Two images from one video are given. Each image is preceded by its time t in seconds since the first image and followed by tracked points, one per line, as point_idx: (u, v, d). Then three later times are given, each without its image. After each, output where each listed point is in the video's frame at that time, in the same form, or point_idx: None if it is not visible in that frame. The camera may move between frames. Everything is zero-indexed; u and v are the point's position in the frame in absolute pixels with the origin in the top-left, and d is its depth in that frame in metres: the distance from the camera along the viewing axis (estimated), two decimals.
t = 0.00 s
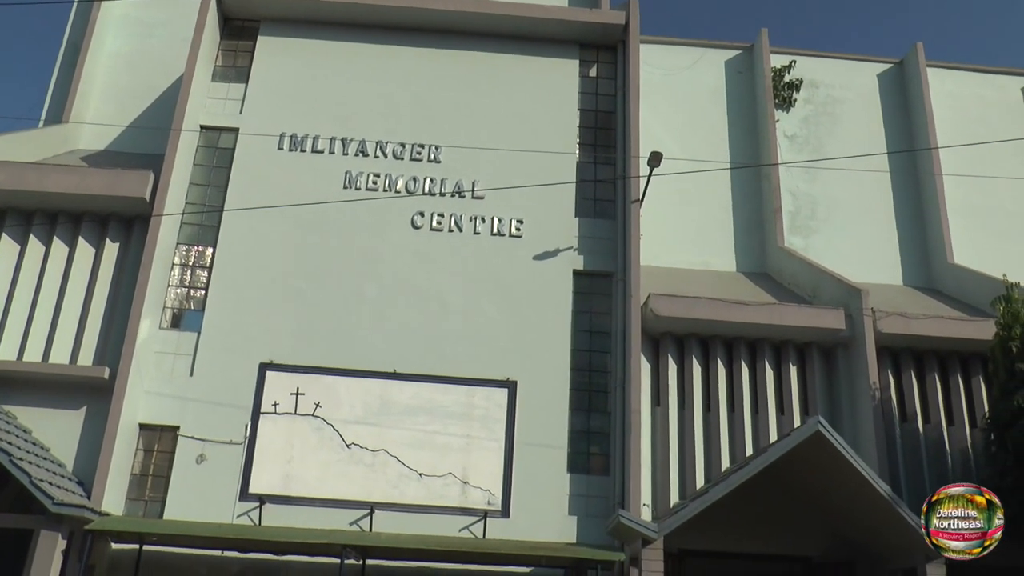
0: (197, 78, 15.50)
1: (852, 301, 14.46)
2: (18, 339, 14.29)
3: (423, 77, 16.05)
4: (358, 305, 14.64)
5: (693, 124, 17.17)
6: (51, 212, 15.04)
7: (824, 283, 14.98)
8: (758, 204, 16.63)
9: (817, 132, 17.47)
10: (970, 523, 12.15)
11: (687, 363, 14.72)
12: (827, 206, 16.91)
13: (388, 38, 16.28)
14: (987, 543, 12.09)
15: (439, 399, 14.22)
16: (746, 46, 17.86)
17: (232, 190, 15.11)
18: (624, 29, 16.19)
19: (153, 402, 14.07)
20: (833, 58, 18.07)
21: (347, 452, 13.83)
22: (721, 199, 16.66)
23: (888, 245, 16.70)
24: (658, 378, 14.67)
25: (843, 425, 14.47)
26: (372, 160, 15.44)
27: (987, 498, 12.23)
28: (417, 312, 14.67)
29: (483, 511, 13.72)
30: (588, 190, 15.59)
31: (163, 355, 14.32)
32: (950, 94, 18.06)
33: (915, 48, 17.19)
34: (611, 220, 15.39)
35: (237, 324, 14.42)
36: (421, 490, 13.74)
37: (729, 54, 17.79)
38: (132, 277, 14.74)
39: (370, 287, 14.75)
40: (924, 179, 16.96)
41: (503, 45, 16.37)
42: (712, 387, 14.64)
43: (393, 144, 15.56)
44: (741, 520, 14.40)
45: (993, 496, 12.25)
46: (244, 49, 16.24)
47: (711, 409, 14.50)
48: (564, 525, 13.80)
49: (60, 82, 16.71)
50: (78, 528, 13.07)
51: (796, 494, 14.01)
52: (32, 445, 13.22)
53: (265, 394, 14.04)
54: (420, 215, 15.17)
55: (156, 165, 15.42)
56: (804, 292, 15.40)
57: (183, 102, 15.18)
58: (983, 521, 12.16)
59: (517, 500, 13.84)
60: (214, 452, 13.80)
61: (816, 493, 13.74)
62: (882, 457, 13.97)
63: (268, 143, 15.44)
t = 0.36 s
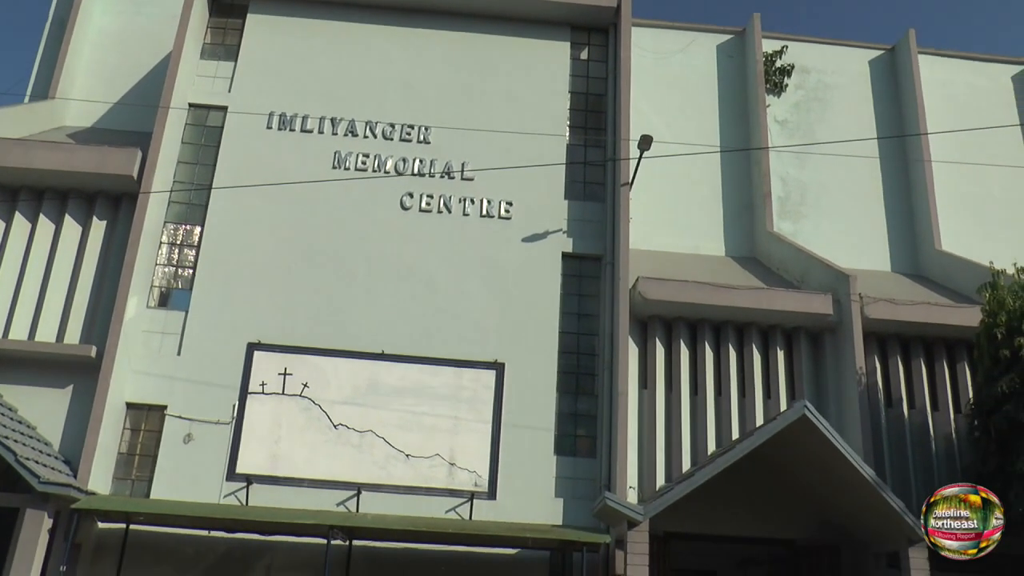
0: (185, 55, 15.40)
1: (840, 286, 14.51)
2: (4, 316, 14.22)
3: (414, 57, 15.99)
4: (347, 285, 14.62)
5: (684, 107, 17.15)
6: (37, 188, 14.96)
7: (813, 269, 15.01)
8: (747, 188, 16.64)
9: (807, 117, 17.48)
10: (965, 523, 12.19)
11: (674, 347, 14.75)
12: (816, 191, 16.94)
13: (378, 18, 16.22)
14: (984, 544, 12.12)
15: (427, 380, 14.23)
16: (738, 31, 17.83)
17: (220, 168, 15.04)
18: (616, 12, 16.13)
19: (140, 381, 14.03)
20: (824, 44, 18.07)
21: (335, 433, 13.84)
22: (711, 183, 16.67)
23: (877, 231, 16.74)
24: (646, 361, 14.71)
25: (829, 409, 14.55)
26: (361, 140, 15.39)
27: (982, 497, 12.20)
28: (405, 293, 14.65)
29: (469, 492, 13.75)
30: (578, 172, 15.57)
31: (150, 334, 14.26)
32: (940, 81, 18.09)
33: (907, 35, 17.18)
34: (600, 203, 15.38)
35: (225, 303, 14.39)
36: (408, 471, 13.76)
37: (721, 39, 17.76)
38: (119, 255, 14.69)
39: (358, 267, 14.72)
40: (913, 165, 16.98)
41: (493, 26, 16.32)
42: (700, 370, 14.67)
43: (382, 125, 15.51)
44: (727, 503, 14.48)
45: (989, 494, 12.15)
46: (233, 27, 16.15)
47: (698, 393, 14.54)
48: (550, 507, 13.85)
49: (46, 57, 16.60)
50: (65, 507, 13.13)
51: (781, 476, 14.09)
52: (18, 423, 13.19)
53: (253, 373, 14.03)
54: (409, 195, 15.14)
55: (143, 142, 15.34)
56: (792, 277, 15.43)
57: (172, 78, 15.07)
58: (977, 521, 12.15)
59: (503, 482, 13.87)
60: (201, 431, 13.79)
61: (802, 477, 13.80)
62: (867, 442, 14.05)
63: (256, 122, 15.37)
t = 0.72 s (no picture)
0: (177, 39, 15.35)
1: (832, 277, 14.52)
2: None
3: (408, 44, 15.94)
4: (339, 272, 14.60)
5: (678, 97, 17.13)
6: (28, 171, 14.90)
7: (805, 259, 15.02)
8: (740, 179, 16.65)
9: (801, 107, 17.47)
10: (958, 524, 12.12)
11: (666, 336, 14.76)
12: (809, 182, 16.94)
13: (372, 4, 16.16)
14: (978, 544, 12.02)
15: (419, 367, 14.23)
16: (733, 20, 17.79)
17: (212, 153, 14.99)
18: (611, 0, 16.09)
19: (131, 366, 13.98)
20: (819, 35, 18.05)
21: (326, 419, 13.84)
22: (704, 173, 16.66)
23: (869, 222, 16.76)
24: (637, 350, 14.73)
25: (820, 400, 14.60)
26: (354, 126, 15.35)
27: (977, 497, 12.12)
28: (398, 280, 14.63)
29: (460, 480, 13.77)
30: (571, 160, 15.54)
31: (142, 319, 14.23)
32: (934, 73, 18.09)
33: (902, 26, 17.16)
34: (594, 192, 15.37)
35: (217, 289, 14.36)
36: (399, 459, 13.77)
37: (716, 28, 17.72)
38: (111, 239, 14.67)
39: (350, 253, 14.70)
40: (906, 157, 16.99)
41: (488, 14, 16.27)
42: (691, 360, 14.69)
43: (376, 111, 15.47)
44: (717, 493, 14.49)
45: (986, 494, 12.10)
46: (226, 11, 16.06)
47: (689, 382, 14.57)
48: (541, 496, 13.88)
49: (37, 40, 16.52)
50: (55, 492, 13.14)
51: (771, 465, 14.13)
52: (8, 408, 13.15)
53: (245, 360, 14.01)
54: (402, 182, 15.11)
55: (135, 126, 15.28)
56: (784, 268, 15.44)
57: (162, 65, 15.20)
58: (971, 521, 12.08)
59: (494, 470, 13.89)
60: (193, 417, 13.77)
61: (791, 467, 13.84)
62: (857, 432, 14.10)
63: (249, 107, 15.31)
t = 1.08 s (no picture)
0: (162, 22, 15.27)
1: (816, 268, 14.56)
2: None
3: (394, 29, 15.89)
4: (323, 257, 14.57)
5: (665, 86, 17.13)
6: (11, 152, 14.80)
7: (790, 250, 15.05)
8: (726, 169, 16.67)
9: (788, 98, 17.50)
10: (952, 523, 11.93)
11: (650, 325, 14.78)
12: (795, 173, 16.99)
13: None
14: (972, 544, 11.84)
15: (402, 354, 14.22)
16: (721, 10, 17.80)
17: (197, 136, 14.92)
18: None
19: (114, 349, 13.95)
20: (806, 26, 18.07)
21: (309, 405, 13.82)
22: (690, 163, 16.68)
23: (854, 213, 16.83)
24: (621, 338, 14.76)
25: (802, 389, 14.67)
26: (340, 112, 15.30)
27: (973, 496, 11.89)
28: (382, 267, 14.61)
29: (443, 467, 13.78)
30: (557, 148, 15.53)
31: (125, 302, 14.17)
32: (920, 66, 18.15)
33: (889, 19, 17.19)
34: (579, 180, 15.37)
35: (201, 273, 14.31)
36: (381, 445, 13.77)
37: (704, 18, 17.72)
38: (94, 221, 14.61)
39: (335, 239, 14.67)
40: (891, 149, 17.05)
41: None
42: (675, 348, 14.72)
43: (362, 97, 15.42)
44: (699, 481, 14.54)
45: (982, 492, 11.82)
46: None
47: (672, 371, 14.60)
48: (523, 483, 13.90)
49: (20, 19, 16.40)
50: (36, 477, 13.05)
51: (752, 454, 14.19)
52: None
53: (228, 344, 13.96)
54: (388, 168, 15.09)
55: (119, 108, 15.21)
56: (769, 258, 15.48)
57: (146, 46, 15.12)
58: (964, 521, 11.90)
59: (476, 457, 13.91)
60: (175, 401, 13.73)
61: (772, 456, 13.90)
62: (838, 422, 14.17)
63: (234, 91, 15.24)
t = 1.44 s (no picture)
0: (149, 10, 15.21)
1: (804, 263, 14.61)
2: None
3: (384, 20, 15.85)
4: (310, 248, 14.54)
5: (655, 80, 17.14)
6: None
7: (777, 244, 15.09)
8: (715, 163, 16.70)
9: (777, 93, 17.53)
10: (947, 523, 12.03)
11: (638, 318, 14.80)
12: (783, 168, 17.04)
13: None
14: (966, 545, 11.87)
15: (389, 345, 14.22)
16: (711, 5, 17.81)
17: (184, 125, 14.87)
18: None
19: (100, 339, 13.88)
20: (796, 22, 18.10)
21: (297, 396, 13.81)
22: (679, 157, 16.71)
23: (841, 209, 16.89)
24: (609, 331, 14.78)
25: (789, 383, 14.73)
26: (329, 102, 15.27)
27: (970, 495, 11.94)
28: (370, 258, 14.59)
29: (430, 459, 13.78)
30: (546, 141, 15.54)
31: (112, 291, 14.11)
32: (908, 62, 18.21)
33: (878, 15, 17.23)
34: (568, 173, 15.38)
35: (188, 263, 14.26)
36: (368, 436, 13.77)
37: (694, 12, 17.73)
38: (80, 210, 14.56)
39: (322, 229, 14.64)
40: (879, 145, 17.10)
41: None
42: (662, 342, 14.75)
43: (351, 88, 15.39)
44: (685, 474, 14.54)
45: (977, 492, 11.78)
46: None
47: (660, 364, 14.63)
48: (510, 475, 13.92)
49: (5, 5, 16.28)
50: (20, 467, 13.28)
51: (740, 447, 14.23)
52: None
53: (215, 334, 13.93)
54: (376, 159, 15.07)
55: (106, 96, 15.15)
56: (756, 252, 15.52)
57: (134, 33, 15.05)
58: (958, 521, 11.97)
59: (463, 449, 13.92)
60: (162, 392, 13.69)
61: (759, 449, 13.93)
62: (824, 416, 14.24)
63: (222, 80, 15.19)
